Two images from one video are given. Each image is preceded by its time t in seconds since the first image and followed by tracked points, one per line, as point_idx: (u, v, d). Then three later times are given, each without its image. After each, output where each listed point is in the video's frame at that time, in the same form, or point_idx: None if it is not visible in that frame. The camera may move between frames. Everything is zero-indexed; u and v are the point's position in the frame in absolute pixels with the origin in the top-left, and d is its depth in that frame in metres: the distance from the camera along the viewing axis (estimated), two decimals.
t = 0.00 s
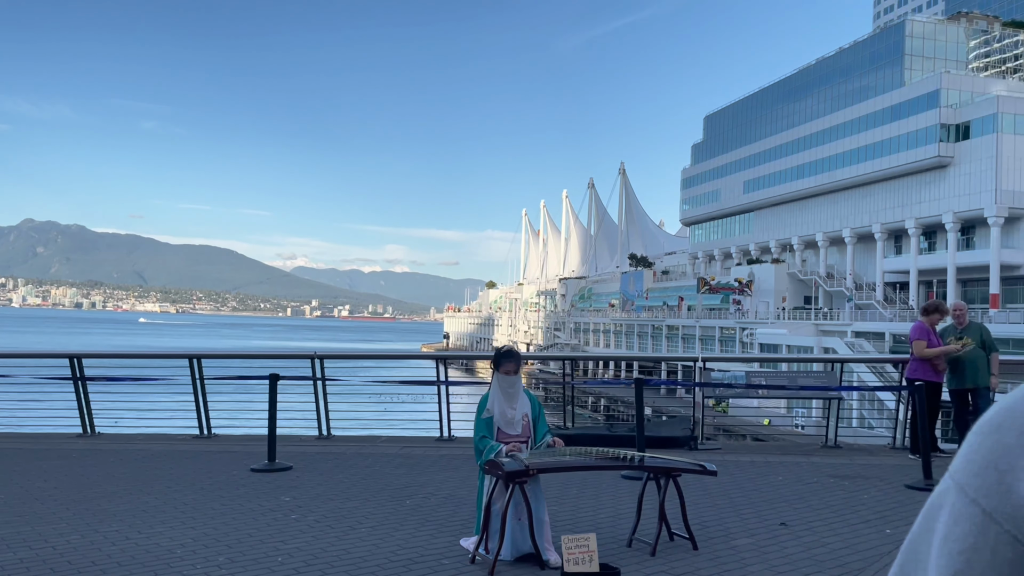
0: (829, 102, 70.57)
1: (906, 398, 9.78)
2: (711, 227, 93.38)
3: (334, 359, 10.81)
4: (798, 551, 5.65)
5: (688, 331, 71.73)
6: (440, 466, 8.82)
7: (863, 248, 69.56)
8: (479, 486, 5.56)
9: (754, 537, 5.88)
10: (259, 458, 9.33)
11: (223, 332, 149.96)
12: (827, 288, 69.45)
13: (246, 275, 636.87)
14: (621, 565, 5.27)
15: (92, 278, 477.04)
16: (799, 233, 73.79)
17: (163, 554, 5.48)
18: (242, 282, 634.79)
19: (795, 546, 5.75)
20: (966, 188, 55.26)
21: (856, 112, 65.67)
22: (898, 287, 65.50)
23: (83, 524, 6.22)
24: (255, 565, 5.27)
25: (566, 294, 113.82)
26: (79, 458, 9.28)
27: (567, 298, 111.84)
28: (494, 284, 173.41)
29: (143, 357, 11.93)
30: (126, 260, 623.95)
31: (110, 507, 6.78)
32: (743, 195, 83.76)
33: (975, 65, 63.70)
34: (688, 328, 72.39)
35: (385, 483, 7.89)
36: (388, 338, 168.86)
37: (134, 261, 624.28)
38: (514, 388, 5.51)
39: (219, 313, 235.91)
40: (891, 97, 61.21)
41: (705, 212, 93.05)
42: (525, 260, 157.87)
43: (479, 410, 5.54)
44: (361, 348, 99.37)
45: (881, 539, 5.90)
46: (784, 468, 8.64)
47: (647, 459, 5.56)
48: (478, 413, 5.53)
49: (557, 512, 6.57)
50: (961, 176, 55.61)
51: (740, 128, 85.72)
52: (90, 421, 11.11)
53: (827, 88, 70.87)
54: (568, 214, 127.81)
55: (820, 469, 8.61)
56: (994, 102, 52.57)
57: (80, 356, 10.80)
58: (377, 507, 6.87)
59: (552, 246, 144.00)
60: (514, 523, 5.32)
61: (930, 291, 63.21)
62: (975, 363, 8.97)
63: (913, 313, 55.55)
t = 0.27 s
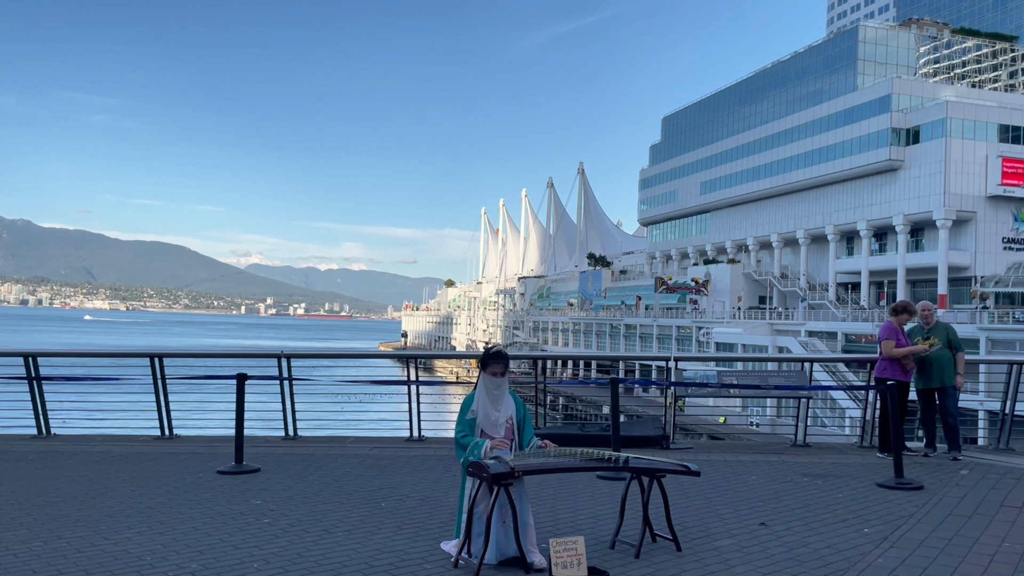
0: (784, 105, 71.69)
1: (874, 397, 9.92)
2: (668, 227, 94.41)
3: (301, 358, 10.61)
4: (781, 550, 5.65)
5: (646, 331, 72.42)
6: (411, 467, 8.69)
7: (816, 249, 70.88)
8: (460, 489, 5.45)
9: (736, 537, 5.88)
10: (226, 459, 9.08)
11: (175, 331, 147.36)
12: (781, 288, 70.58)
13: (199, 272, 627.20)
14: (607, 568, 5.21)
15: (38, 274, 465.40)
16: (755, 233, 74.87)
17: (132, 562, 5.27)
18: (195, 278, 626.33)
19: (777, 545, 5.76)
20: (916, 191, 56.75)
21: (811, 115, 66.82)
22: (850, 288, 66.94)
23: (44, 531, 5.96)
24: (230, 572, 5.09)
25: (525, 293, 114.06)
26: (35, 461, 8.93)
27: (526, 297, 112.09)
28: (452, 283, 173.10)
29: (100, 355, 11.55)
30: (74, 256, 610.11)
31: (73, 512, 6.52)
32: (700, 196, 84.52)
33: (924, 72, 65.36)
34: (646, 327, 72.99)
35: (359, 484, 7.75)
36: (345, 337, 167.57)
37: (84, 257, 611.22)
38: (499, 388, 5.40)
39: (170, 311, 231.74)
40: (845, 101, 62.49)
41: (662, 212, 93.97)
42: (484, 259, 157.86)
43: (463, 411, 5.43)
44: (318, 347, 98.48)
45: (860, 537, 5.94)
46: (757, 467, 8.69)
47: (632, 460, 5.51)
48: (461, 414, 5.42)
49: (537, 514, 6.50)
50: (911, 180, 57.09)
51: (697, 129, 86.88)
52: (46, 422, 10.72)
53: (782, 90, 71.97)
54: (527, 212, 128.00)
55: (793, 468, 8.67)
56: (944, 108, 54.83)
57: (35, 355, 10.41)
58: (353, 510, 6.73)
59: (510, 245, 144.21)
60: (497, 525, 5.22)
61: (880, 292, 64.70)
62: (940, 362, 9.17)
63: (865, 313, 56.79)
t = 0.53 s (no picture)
0: (743, 108, 72.50)
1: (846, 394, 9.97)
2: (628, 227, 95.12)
3: (269, 357, 10.37)
4: (767, 550, 5.59)
5: (606, 330, 72.83)
6: (383, 467, 8.51)
7: (772, 250, 71.89)
8: (444, 489, 5.31)
9: (720, 537, 5.81)
10: (193, 461, 8.80)
11: (130, 329, 144.60)
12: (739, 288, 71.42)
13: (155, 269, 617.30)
14: (596, 570, 5.09)
15: None
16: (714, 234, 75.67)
17: (99, 570, 5.03)
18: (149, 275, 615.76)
19: (763, 545, 5.70)
20: (870, 194, 57.90)
21: (769, 118, 67.69)
22: (806, 288, 68.05)
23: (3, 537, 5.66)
24: None
25: (486, 292, 114.01)
26: None
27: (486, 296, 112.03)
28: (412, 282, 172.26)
29: (56, 353, 11.14)
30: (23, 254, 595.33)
31: (34, 517, 6.22)
32: (660, 197, 85.05)
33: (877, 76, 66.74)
34: (606, 326, 73.36)
35: (332, 486, 7.54)
36: (304, 336, 165.95)
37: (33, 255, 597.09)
38: (486, 387, 5.28)
39: (124, 310, 227.46)
40: (802, 104, 63.47)
41: (623, 212, 94.61)
42: (445, 258, 157.48)
43: (448, 410, 5.29)
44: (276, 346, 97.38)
45: (843, 536, 5.92)
46: (732, 465, 8.67)
47: (619, 459, 5.40)
48: (446, 413, 5.28)
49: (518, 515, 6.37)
50: (865, 183, 58.23)
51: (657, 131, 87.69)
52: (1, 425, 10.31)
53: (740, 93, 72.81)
54: (488, 212, 127.95)
55: (769, 466, 8.67)
56: (896, 113, 55.87)
57: None
58: (328, 512, 6.53)
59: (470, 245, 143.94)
60: (482, 526, 5.08)
61: (835, 292, 65.87)
62: (911, 360, 9.23)
63: (820, 312, 57.78)
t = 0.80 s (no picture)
0: (704, 111, 73.15)
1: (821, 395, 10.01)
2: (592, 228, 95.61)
3: (237, 359, 10.13)
4: (757, 554, 5.51)
5: (569, 330, 73.14)
6: (356, 472, 8.29)
7: (733, 252, 72.66)
8: (429, 497, 5.15)
9: (708, 542, 5.73)
10: (158, 466, 8.51)
11: (83, 330, 141.65)
12: (700, 290, 72.06)
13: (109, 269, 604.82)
14: None
15: None
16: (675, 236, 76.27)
17: None
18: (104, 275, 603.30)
19: (750, 549, 5.63)
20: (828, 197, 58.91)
21: (729, 121, 68.40)
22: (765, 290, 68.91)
23: None
24: None
25: (449, 293, 113.77)
26: None
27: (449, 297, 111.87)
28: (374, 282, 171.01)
29: (13, 355, 10.72)
30: None
31: None
32: (623, 198, 85.46)
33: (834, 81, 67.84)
34: (569, 327, 73.52)
35: (305, 491, 7.32)
36: (264, 337, 164.07)
37: None
38: (475, 390, 5.15)
39: (78, 311, 222.96)
40: (762, 108, 64.27)
41: (586, 214, 95.12)
42: (407, 258, 156.79)
43: (433, 414, 5.15)
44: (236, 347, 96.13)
45: (830, 540, 5.87)
46: (710, 468, 8.62)
47: (608, 463, 5.28)
48: (433, 416, 5.13)
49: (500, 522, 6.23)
50: (824, 186, 59.16)
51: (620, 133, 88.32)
52: None
53: (701, 96, 73.46)
54: (451, 212, 127.64)
55: (746, 468, 8.64)
56: (854, 117, 56.90)
57: None
58: (303, 520, 6.31)
59: (433, 245, 143.29)
60: (469, 535, 4.92)
61: (794, 294, 66.80)
62: (885, 361, 9.26)
63: (780, 313, 58.61)
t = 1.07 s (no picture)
0: (669, 113, 73.71)
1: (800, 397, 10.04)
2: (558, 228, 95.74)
3: (210, 360, 9.91)
4: (750, 558, 5.46)
5: (535, 331, 73.17)
6: (334, 475, 8.11)
7: (697, 253, 73.29)
8: (420, 502, 5.02)
9: (701, 545, 5.68)
10: (129, 471, 8.25)
11: (38, 330, 138.46)
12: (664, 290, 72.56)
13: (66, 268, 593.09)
14: None
15: None
16: (640, 237, 76.72)
17: None
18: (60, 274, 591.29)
19: (744, 552, 5.58)
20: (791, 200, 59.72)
21: (694, 123, 68.99)
22: (728, 291, 69.60)
23: None
24: None
25: (414, 293, 113.21)
26: None
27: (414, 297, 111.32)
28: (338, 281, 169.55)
29: None
30: None
31: None
32: (588, 199, 85.73)
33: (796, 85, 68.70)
34: (535, 327, 73.58)
35: (286, 495, 7.13)
36: (226, 338, 161.81)
37: None
38: (468, 392, 5.05)
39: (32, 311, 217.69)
40: (726, 111, 64.94)
41: (552, 214, 95.18)
42: (372, 258, 155.74)
43: (425, 417, 5.01)
44: (196, 348, 94.60)
45: (820, 542, 5.86)
46: (692, 469, 8.59)
47: (603, 466, 5.19)
48: (425, 419, 5.01)
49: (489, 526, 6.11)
50: (787, 189, 59.95)
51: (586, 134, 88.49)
52: None
53: (669, 98, 74.11)
54: (417, 212, 127.05)
55: (728, 469, 8.62)
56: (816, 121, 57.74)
57: None
58: (286, 525, 6.13)
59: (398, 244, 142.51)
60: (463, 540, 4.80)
61: (757, 295, 67.58)
62: (864, 362, 9.28)
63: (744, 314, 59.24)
